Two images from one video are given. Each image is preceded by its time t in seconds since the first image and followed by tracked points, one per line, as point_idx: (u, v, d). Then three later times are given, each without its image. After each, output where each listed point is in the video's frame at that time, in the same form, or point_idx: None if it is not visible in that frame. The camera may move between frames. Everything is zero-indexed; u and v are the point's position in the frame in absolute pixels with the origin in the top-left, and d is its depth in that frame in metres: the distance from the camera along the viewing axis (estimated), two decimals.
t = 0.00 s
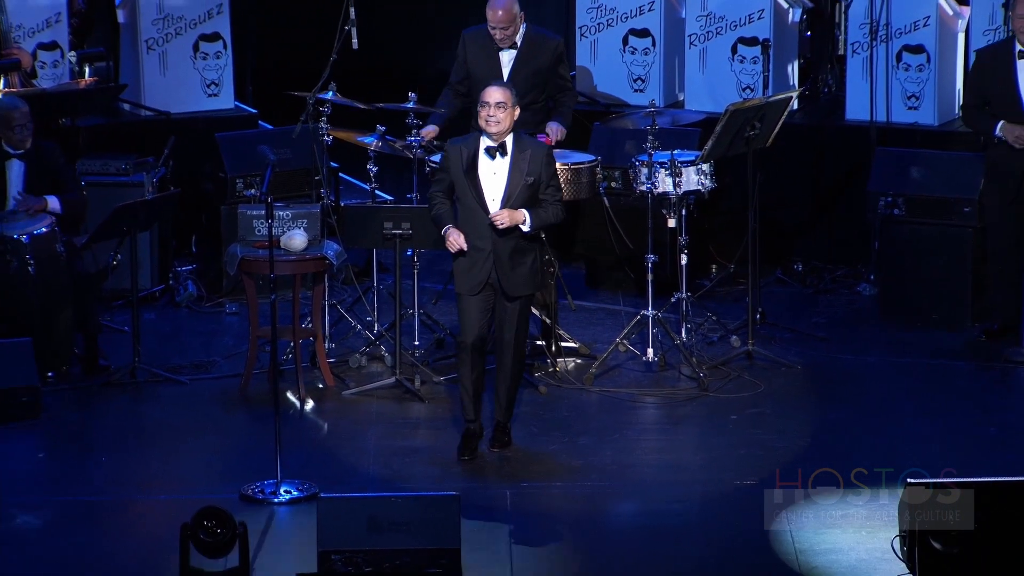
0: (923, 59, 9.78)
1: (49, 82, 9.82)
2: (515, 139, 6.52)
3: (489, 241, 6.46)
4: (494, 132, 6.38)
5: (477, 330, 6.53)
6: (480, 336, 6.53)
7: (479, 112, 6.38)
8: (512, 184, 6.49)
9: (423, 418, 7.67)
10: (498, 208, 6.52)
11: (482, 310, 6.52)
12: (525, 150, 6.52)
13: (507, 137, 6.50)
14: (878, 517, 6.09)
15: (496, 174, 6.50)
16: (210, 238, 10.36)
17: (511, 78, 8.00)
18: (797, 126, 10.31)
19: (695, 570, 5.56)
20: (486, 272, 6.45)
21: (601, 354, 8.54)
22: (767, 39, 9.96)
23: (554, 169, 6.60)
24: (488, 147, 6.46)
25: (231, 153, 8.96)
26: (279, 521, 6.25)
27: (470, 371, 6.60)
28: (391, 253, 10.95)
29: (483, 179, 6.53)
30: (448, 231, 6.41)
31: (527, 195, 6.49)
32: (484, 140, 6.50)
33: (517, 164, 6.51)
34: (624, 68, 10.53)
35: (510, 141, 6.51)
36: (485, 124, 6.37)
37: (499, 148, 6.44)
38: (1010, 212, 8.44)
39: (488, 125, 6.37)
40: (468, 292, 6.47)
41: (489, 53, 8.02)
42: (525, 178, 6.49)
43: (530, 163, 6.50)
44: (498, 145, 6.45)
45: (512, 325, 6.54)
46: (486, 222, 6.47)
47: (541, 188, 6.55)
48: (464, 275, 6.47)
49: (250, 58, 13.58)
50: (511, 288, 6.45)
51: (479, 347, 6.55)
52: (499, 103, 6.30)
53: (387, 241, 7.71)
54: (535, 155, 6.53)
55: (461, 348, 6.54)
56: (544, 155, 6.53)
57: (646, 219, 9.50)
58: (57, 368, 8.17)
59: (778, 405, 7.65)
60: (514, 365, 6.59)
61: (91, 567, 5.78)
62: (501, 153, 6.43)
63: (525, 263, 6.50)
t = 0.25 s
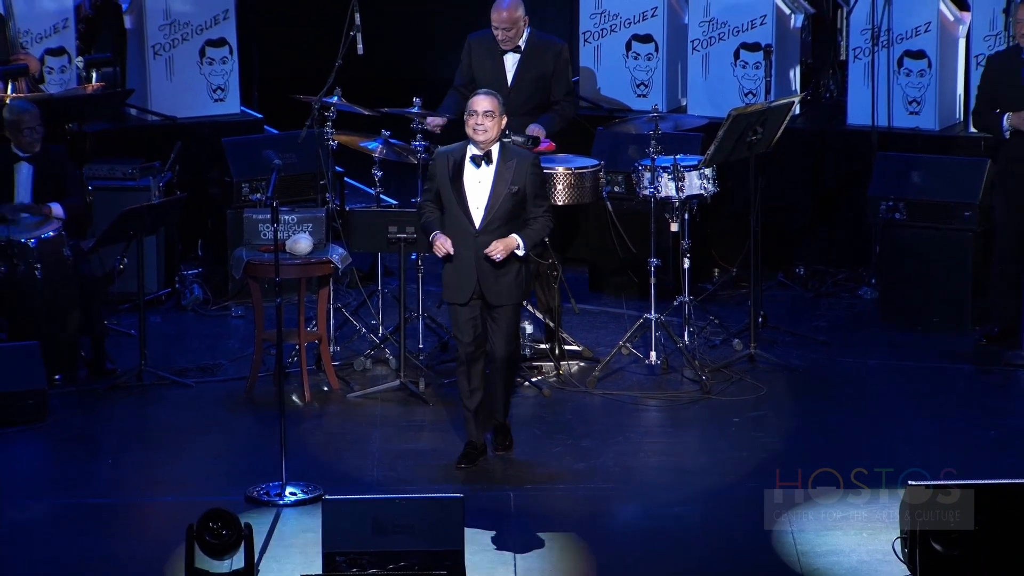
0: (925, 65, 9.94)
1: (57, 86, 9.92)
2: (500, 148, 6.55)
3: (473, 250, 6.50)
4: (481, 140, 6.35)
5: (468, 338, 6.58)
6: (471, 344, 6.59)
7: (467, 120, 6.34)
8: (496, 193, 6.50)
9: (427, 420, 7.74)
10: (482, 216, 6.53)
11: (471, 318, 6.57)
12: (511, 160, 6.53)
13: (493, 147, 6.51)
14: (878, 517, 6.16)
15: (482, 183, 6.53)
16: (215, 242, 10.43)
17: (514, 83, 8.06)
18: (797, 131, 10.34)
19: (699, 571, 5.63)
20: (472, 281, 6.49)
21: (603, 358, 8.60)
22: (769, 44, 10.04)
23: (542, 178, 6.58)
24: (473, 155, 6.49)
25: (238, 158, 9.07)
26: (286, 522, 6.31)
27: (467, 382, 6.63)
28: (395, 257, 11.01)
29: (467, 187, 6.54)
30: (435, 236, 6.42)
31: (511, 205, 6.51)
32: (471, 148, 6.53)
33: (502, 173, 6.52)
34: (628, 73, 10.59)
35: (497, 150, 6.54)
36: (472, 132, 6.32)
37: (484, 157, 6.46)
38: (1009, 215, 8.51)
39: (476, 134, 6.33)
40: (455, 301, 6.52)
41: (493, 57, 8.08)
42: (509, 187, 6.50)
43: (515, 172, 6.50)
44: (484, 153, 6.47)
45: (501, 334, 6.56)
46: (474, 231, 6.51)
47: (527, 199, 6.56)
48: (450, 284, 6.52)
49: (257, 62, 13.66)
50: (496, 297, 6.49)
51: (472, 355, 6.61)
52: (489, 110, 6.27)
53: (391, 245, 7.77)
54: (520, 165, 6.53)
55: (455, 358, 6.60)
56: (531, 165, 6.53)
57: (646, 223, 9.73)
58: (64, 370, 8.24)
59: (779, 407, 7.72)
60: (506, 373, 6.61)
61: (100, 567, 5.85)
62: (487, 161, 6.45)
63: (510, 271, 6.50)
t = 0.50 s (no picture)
0: (926, 64, 9.97)
1: (58, 86, 9.92)
2: (492, 150, 6.54)
3: (463, 252, 6.49)
4: (477, 143, 6.35)
5: (461, 339, 6.59)
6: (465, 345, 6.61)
7: (461, 124, 6.31)
8: (487, 195, 6.50)
9: (429, 420, 7.74)
10: (473, 217, 6.54)
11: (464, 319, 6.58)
12: (503, 162, 6.52)
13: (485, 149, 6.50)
14: (878, 516, 6.16)
15: (472, 185, 6.53)
16: (217, 241, 10.41)
17: (516, 82, 8.06)
18: (798, 130, 10.34)
19: (699, 570, 5.62)
20: (462, 283, 6.49)
21: (605, 357, 8.60)
22: (769, 44, 10.03)
23: (535, 178, 6.57)
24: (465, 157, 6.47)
25: (239, 158, 9.10)
26: (287, 522, 6.31)
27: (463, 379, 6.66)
28: (396, 256, 11.01)
29: (459, 188, 6.56)
30: (435, 235, 6.42)
31: (502, 206, 6.51)
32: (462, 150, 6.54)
33: (493, 175, 6.52)
34: (629, 72, 10.59)
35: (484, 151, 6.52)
36: (468, 136, 6.32)
37: (475, 159, 6.45)
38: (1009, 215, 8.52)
39: (471, 138, 6.32)
40: (447, 302, 6.53)
41: (494, 57, 8.09)
42: (500, 189, 6.50)
43: (507, 173, 6.49)
44: (475, 155, 6.46)
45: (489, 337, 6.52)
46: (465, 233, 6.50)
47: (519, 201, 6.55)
48: (441, 286, 6.52)
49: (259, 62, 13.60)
50: (484, 299, 6.45)
51: (467, 355, 6.63)
52: (483, 113, 6.27)
53: (392, 244, 7.77)
54: (512, 167, 6.52)
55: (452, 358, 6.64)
56: (523, 165, 6.52)
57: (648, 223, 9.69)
58: (65, 370, 8.23)
59: (780, 407, 7.72)
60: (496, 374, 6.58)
61: (101, 566, 5.85)
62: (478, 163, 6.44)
63: (496, 273, 6.46)
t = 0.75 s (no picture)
0: (928, 64, 9.97)
1: (60, 85, 9.97)
2: (492, 152, 6.50)
3: (469, 255, 6.44)
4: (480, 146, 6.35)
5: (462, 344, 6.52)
6: (465, 351, 6.53)
7: (465, 129, 6.30)
8: (493, 197, 6.45)
9: (430, 420, 7.74)
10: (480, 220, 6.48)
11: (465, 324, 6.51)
12: (503, 163, 6.49)
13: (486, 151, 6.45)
14: (878, 516, 6.16)
15: (475, 188, 6.47)
16: (219, 242, 10.47)
17: (518, 82, 8.06)
18: (799, 130, 10.35)
19: (700, 570, 5.62)
20: (472, 286, 6.45)
21: (606, 357, 8.60)
22: (770, 44, 10.03)
23: (533, 180, 6.57)
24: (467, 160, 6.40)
25: (240, 158, 9.10)
26: (288, 522, 6.31)
27: (460, 387, 6.57)
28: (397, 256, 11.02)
29: (462, 192, 6.48)
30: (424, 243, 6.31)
31: (507, 208, 6.48)
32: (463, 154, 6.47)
33: (496, 176, 6.48)
34: (630, 72, 10.59)
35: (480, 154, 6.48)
36: (472, 139, 6.32)
37: (478, 161, 6.40)
38: (1010, 215, 8.52)
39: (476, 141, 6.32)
40: (450, 308, 6.45)
41: (496, 57, 8.08)
42: (505, 189, 6.46)
43: (510, 174, 6.47)
44: (477, 157, 6.40)
45: (502, 338, 6.56)
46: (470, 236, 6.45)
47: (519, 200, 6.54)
48: (445, 290, 6.45)
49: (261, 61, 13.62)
50: (496, 301, 6.49)
51: (466, 361, 6.55)
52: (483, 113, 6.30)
53: (394, 244, 7.76)
54: (513, 168, 6.50)
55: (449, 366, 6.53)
56: (523, 167, 6.51)
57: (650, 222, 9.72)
58: (67, 370, 8.24)
59: (781, 407, 7.72)
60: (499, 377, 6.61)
61: (102, 566, 5.85)
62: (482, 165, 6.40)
63: (506, 275, 6.51)
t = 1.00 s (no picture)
0: (928, 64, 9.96)
1: (60, 86, 9.96)
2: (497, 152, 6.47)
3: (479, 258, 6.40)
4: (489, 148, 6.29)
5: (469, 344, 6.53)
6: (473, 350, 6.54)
7: (473, 132, 6.25)
8: (502, 198, 6.43)
9: (430, 419, 7.74)
10: (490, 223, 6.45)
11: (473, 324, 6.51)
12: (509, 163, 6.46)
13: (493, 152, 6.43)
14: (878, 516, 6.15)
15: (484, 190, 6.44)
16: (220, 241, 10.51)
17: (519, 82, 8.07)
18: (799, 130, 10.35)
19: (701, 570, 5.62)
20: (482, 288, 6.42)
21: (606, 357, 8.61)
22: (771, 44, 10.05)
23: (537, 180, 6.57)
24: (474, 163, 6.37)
25: (240, 158, 9.11)
26: (288, 522, 6.31)
27: (464, 387, 6.58)
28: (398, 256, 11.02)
29: (471, 195, 6.44)
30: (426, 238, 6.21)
31: (517, 209, 6.46)
32: (468, 156, 6.43)
33: (504, 177, 6.45)
34: (631, 72, 10.60)
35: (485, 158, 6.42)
36: (482, 142, 6.26)
37: (486, 163, 6.37)
38: (1010, 215, 8.52)
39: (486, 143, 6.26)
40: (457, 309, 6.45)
41: (497, 57, 8.09)
42: (514, 191, 6.43)
43: (517, 174, 6.45)
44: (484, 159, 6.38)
45: (511, 338, 6.55)
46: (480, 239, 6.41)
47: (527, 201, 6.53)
48: (452, 292, 6.44)
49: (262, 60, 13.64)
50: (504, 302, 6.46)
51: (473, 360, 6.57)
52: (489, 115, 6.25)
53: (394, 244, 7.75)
54: (518, 167, 6.47)
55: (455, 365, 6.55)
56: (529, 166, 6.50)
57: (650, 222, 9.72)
58: (67, 369, 8.25)
59: (781, 406, 7.72)
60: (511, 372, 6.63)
61: (102, 566, 5.84)
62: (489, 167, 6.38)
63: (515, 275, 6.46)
